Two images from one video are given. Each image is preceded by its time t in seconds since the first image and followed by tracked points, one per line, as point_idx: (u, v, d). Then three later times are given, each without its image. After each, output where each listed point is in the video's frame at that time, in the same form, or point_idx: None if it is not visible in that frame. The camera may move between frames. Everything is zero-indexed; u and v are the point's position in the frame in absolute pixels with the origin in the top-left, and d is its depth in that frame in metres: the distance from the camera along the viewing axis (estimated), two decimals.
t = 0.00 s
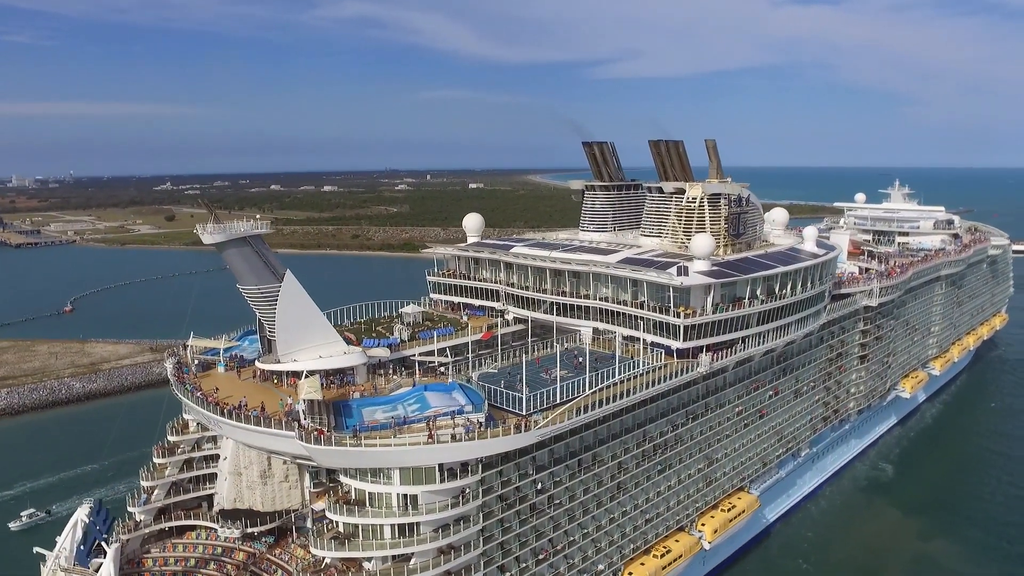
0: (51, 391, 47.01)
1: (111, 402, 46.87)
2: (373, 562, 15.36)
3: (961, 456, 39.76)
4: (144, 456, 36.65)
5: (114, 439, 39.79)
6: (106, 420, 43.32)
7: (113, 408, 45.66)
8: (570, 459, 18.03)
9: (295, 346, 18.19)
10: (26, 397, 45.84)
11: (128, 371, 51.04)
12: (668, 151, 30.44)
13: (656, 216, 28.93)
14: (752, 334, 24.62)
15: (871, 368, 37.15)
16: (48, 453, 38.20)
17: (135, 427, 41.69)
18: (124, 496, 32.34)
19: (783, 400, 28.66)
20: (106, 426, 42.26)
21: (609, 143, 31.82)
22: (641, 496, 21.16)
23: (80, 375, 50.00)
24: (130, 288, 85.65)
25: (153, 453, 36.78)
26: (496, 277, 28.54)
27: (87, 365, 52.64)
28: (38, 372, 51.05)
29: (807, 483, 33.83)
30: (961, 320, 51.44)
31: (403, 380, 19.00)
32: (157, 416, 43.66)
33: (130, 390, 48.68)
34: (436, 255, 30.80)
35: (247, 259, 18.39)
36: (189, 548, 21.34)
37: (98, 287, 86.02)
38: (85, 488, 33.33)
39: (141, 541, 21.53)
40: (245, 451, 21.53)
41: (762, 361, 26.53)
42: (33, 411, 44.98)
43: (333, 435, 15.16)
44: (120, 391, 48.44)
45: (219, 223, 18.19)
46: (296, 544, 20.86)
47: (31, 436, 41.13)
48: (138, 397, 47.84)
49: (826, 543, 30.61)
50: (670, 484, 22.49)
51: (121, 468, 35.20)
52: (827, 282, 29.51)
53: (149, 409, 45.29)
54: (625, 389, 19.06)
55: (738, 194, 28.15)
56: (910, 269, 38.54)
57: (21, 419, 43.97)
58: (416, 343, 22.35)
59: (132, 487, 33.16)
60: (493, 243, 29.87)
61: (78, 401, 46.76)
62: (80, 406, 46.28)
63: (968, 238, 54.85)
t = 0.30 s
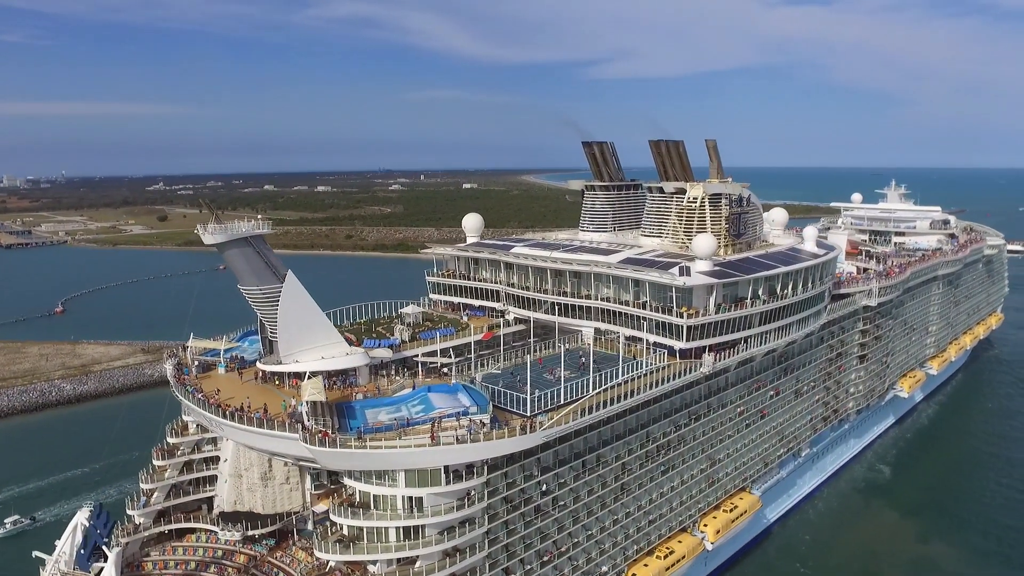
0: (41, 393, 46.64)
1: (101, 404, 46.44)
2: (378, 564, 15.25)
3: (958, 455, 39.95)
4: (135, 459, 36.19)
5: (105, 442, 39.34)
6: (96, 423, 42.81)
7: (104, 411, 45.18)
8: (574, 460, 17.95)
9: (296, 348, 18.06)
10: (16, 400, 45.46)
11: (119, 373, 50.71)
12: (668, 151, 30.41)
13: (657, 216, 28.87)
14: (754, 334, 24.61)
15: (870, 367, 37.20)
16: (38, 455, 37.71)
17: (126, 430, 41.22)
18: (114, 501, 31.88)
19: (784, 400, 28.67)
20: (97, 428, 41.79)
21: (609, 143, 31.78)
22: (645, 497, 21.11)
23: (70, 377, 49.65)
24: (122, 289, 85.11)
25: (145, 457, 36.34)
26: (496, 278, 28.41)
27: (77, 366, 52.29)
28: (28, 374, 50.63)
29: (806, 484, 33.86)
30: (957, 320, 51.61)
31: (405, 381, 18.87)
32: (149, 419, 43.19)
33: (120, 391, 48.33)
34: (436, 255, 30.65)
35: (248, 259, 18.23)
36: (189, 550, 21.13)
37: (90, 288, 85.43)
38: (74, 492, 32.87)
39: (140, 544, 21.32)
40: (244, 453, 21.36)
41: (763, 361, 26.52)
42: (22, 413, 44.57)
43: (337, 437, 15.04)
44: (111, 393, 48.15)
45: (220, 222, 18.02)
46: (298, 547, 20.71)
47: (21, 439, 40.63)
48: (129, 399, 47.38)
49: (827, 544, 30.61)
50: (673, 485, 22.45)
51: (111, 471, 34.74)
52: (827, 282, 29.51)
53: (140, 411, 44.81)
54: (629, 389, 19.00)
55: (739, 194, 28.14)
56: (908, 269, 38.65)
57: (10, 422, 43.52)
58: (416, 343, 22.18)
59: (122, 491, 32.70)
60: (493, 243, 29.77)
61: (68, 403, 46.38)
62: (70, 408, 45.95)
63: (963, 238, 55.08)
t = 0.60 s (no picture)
0: (40, 395, 46.56)
1: (100, 406, 46.30)
2: (392, 567, 15.14)
3: (965, 456, 39.83)
4: (134, 462, 35.98)
5: (104, 444, 39.18)
6: (97, 425, 42.68)
7: (105, 413, 45.05)
8: (588, 463, 17.80)
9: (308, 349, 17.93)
10: (15, 401, 45.37)
11: (119, 373, 50.64)
12: (678, 151, 30.30)
13: (666, 216, 28.73)
14: (765, 336, 24.44)
15: (878, 368, 37.00)
16: (37, 457, 37.62)
17: (126, 432, 41.03)
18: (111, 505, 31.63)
19: (794, 401, 28.51)
20: (97, 430, 41.65)
21: (618, 143, 31.92)
22: (656, 500, 20.96)
23: (70, 378, 49.58)
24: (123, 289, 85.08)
25: (144, 459, 36.12)
26: (505, 278, 28.31)
27: (77, 367, 52.24)
28: (28, 375, 50.58)
29: (815, 485, 33.67)
30: (964, 321, 51.38)
31: (417, 383, 18.74)
32: (149, 421, 42.99)
33: (120, 392, 48.23)
34: (444, 255, 30.57)
35: (259, 259, 18.10)
36: (198, 552, 21.03)
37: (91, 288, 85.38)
38: (72, 495, 32.70)
39: (149, 546, 21.21)
40: (254, 455, 21.33)
41: (774, 363, 26.36)
42: (22, 415, 44.50)
43: (351, 440, 14.91)
44: (111, 394, 48.09)
45: (232, 223, 17.91)
46: (308, 548, 20.68)
47: (18, 441, 40.40)
48: (130, 401, 47.26)
49: (836, 547, 30.41)
50: (685, 487, 22.33)
51: (109, 475, 34.52)
52: (837, 283, 29.31)
53: (141, 413, 44.64)
54: (642, 391, 18.84)
55: (749, 194, 27.98)
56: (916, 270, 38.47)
57: (10, 423, 43.46)
58: (423, 344, 22.01)
59: (120, 495, 32.47)
60: (501, 243, 29.68)
61: (69, 404, 46.29)
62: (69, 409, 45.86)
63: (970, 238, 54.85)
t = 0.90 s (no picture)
0: (39, 396, 46.48)
1: (97, 409, 46.19)
2: (404, 570, 15.00)
3: (972, 458, 39.68)
4: (133, 465, 35.84)
5: (103, 446, 39.12)
6: (97, 427, 42.61)
7: (106, 415, 44.97)
8: (599, 465, 17.66)
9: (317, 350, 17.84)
10: (14, 403, 45.28)
11: (119, 375, 50.56)
12: (686, 151, 30.20)
13: (674, 217, 28.63)
14: (775, 337, 24.31)
15: (886, 369, 36.84)
16: (38, 458, 37.63)
17: (126, 434, 40.94)
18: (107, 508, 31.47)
19: (802, 403, 28.36)
20: (98, 432, 41.61)
21: (625, 143, 31.89)
22: (667, 502, 20.82)
23: (69, 380, 49.47)
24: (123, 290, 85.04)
25: (143, 462, 35.95)
26: (513, 279, 28.22)
27: (76, 369, 52.18)
28: (26, 377, 50.49)
29: (822, 487, 33.50)
30: (970, 321, 51.23)
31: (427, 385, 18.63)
32: (149, 423, 42.86)
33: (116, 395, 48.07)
34: (451, 255, 30.51)
35: (269, 260, 17.96)
36: (205, 554, 20.89)
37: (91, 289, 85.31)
38: (71, 497, 32.63)
39: (156, 548, 21.12)
40: (261, 456, 21.17)
41: (783, 364, 26.21)
42: (20, 416, 44.40)
43: (363, 441, 14.76)
44: (110, 396, 48.08)
45: (241, 223, 17.79)
46: (315, 550, 20.48)
47: (16, 444, 40.26)
48: (130, 403, 47.22)
49: (844, 549, 30.22)
50: (695, 489, 22.20)
51: (108, 477, 34.39)
52: (845, 285, 29.12)
53: (142, 415, 44.54)
54: (653, 392, 18.69)
55: (758, 195, 27.86)
56: (923, 271, 38.34)
57: (8, 425, 43.38)
58: (431, 345, 21.87)
59: (117, 499, 32.27)
60: (508, 244, 29.61)
61: (68, 406, 46.18)
62: (68, 411, 45.81)
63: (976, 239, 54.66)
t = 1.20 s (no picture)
0: (32, 399, 46.09)
1: (88, 413, 45.86)
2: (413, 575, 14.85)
3: (975, 456, 39.70)
4: (127, 469, 35.59)
5: (98, 449, 38.93)
6: (93, 430, 42.41)
7: (101, 418, 44.70)
8: (607, 468, 17.52)
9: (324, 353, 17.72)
10: (6, 406, 44.88)
11: (112, 377, 50.19)
12: (690, 152, 30.15)
13: (678, 218, 28.58)
14: (781, 338, 24.22)
15: (888, 370, 36.81)
16: (32, 461, 37.50)
17: (121, 437, 40.73)
18: (97, 514, 31.23)
19: (807, 404, 28.26)
20: (93, 435, 41.40)
21: (629, 144, 31.93)
22: (673, 504, 20.69)
23: (62, 383, 49.05)
24: (118, 291, 84.55)
25: (136, 466, 35.70)
26: (517, 281, 28.12)
27: (69, 371, 51.82)
28: (18, 379, 50.10)
29: (826, 489, 33.42)
30: (970, 322, 51.25)
31: (434, 387, 18.54)
32: (145, 426, 42.60)
33: (108, 399, 47.84)
34: (454, 257, 30.42)
35: (275, 262, 17.86)
36: (208, 559, 20.65)
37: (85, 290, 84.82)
38: (63, 501, 32.45)
39: (159, 553, 20.87)
40: (265, 459, 21.16)
41: (788, 365, 26.12)
42: (13, 420, 44.04)
43: (372, 445, 14.63)
44: (104, 399, 47.86)
45: (247, 225, 17.61)
46: (319, 555, 19.82)
47: (8, 448, 39.90)
48: (125, 406, 46.99)
49: (849, 550, 30.11)
50: (702, 491, 22.09)
51: (101, 482, 34.16)
52: (850, 286, 29.05)
53: (138, 417, 44.28)
54: (660, 395, 18.57)
55: (762, 196, 27.82)
56: (925, 272, 38.34)
57: (0, 429, 43.02)
58: (435, 346, 21.69)
59: (109, 504, 32.03)
60: (512, 245, 29.50)
61: (60, 410, 45.97)
62: (61, 415, 45.44)
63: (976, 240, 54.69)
